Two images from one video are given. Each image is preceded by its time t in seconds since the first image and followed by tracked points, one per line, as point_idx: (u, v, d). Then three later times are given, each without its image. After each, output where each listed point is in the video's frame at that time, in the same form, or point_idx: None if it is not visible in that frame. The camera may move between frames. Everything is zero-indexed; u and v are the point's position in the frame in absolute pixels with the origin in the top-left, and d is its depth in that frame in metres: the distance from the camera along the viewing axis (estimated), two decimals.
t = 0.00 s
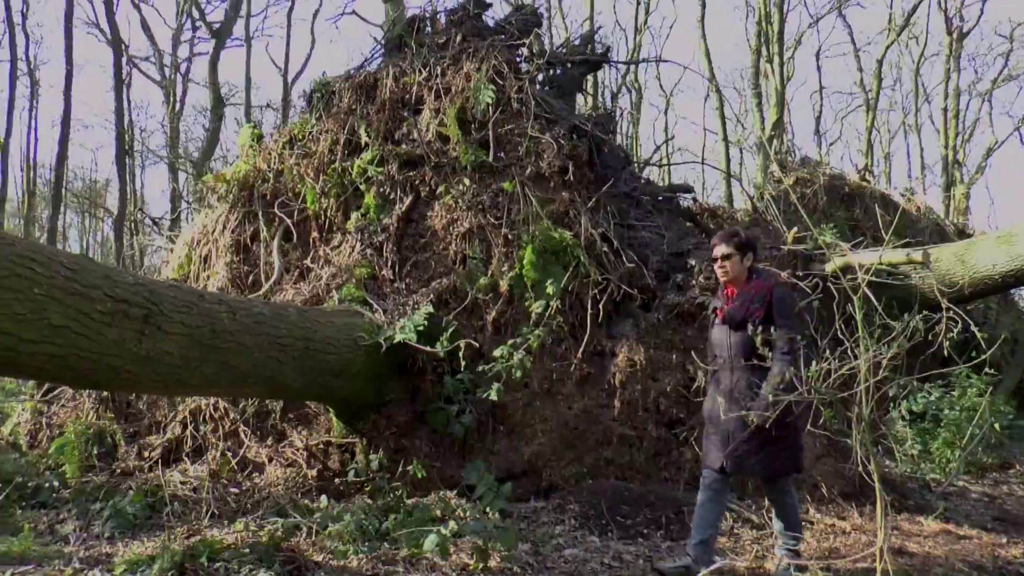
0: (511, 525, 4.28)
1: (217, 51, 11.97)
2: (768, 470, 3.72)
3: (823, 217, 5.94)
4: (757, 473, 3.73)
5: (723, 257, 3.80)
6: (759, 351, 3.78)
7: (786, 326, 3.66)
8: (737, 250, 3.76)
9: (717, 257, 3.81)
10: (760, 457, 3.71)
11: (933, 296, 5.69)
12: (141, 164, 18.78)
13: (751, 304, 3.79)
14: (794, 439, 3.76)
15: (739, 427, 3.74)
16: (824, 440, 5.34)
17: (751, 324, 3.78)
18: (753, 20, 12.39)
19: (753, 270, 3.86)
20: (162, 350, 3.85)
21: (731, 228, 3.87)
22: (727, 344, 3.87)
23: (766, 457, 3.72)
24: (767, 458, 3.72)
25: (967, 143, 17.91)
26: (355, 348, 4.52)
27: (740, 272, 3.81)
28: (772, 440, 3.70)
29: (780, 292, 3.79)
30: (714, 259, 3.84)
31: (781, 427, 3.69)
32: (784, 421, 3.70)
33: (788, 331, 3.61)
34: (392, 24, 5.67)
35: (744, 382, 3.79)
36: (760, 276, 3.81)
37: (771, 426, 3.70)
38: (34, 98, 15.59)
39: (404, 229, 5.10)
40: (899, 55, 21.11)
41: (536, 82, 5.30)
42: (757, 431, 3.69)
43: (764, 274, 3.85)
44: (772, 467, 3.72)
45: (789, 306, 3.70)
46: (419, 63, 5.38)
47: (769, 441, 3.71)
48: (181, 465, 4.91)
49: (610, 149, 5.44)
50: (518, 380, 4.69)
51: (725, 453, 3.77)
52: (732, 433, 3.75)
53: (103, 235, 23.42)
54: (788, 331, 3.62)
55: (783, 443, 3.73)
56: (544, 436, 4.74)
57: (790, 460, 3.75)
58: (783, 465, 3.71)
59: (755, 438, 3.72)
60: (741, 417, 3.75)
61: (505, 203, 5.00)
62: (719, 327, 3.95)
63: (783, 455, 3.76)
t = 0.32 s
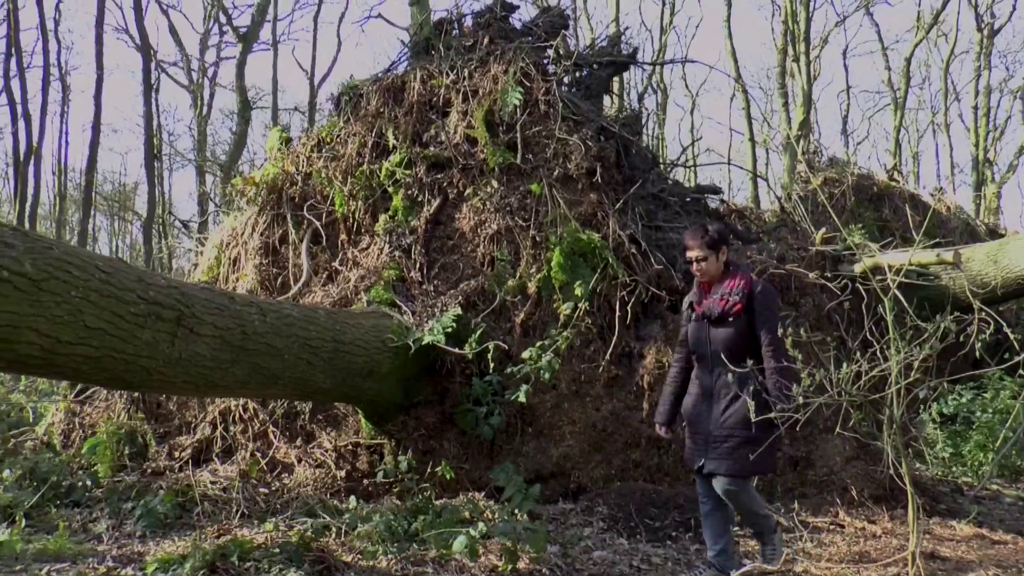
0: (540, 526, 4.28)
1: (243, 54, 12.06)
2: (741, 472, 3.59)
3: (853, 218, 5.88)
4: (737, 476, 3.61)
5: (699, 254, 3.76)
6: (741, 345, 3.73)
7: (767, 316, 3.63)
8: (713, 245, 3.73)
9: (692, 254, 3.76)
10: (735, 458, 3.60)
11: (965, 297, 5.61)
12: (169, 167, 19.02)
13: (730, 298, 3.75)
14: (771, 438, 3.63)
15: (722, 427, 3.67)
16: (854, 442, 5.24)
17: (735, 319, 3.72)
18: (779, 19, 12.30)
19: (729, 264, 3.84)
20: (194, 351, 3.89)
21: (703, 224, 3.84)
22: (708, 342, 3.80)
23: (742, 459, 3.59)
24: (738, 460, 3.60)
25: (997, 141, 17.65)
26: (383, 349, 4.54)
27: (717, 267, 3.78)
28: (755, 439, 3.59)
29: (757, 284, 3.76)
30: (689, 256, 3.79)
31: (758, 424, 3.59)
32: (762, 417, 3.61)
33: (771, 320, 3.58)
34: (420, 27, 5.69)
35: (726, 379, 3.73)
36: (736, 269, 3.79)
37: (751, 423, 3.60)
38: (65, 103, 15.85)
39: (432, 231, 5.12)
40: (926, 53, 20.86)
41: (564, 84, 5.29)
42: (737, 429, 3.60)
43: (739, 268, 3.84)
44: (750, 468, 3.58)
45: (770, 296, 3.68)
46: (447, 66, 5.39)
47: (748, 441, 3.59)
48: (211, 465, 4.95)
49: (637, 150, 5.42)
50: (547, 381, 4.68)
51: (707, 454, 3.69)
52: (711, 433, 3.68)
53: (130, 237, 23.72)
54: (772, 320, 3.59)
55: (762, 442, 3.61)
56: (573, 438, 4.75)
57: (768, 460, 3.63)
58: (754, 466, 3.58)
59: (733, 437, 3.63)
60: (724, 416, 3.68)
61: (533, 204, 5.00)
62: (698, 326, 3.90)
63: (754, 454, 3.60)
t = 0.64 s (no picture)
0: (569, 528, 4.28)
1: (270, 59, 12.17)
2: (728, 483, 3.59)
3: (884, 219, 5.83)
4: (725, 487, 3.61)
5: (692, 254, 3.64)
6: (734, 351, 3.66)
7: (763, 322, 3.59)
8: (708, 246, 3.63)
9: (685, 254, 3.65)
10: (725, 469, 3.59)
11: (998, 299, 5.52)
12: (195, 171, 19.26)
13: (724, 302, 3.67)
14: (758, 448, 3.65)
15: (713, 436, 3.64)
16: (885, 446, 5.15)
17: (728, 325, 3.65)
18: (806, 19, 12.21)
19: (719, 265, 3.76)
20: (227, 353, 3.94)
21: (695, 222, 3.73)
22: (701, 348, 3.71)
23: (730, 470, 3.59)
24: (725, 469, 3.59)
25: None
26: (413, 351, 4.56)
27: (710, 268, 3.69)
28: (746, 449, 3.60)
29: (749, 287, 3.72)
30: (681, 256, 3.67)
31: (748, 433, 3.60)
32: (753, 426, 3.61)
33: (768, 327, 3.55)
34: (448, 29, 5.71)
35: (718, 387, 3.69)
36: (728, 272, 3.72)
37: (741, 433, 3.60)
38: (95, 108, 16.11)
39: (461, 233, 5.14)
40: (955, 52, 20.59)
41: (592, 85, 5.28)
42: (727, 439, 3.60)
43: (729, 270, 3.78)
44: (737, 478, 3.60)
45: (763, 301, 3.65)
46: (475, 69, 5.41)
47: (738, 451, 3.60)
48: (242, 466, 4.99)
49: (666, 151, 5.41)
50: (576, 383, 4.68)
51: (696, 464, 3.69)
52: (703, 444, 3.67)
53: (157, 240, 24.04)
54: (769, 327, 3.56)
55: (751, 451, 3.62)
56: (602, 440, 4.75)
57: (754, 470, 3.65)
58: (737, 477, 3.58)
59: (723, 446, 3.63)
60: (715, 425, 3.66)
61: (562, 206, 4.99)
62: (686, 331, 3.79)
63: (741, 466, 3.60)
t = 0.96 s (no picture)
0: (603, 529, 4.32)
1: (299, 62, 12.27)
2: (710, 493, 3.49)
3: (919, 218, 5.75)
4: (707, 494, 3.52)
5: (681, 245, 3.68)
6: (714, 350, 3.59)
7: (742, 320, 3.48)
8: (692, 236, 3.65)
9: (671, 244, 3.70)
10: (706, 475, 3.51)
11: None
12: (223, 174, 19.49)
13: (706, 297, 3.63)
14: (745, 455, 3.52)
15: (693, 440, 3.56)
16: (922, 447, 5.07)
17: (706, 322, 3.59)
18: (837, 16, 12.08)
19: (711, 260, 3.74)
20: (263, 354, 3.97)
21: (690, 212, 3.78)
22: (681, 344, 3.68)
23: (712, 478, 3.50)
24: (705, 480, 3.51)
25: None
26: (446, 352, 4.58)
27: (696, 262, 3.69)
28: (727, 454, 3.49)
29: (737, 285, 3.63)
30: (669, 246, 3.73)
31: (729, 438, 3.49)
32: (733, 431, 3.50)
33: (746, 324, 3.44)
34: (479, 30, 5.73)
35: (698, 387, 3.62)
36: (717, 267, 3.68)
37: (721, 437, 3.50)
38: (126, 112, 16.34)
39: (493, 234, 5.15)
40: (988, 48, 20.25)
41: (623, 85, 5.26)
42: (706, 443, 3.51)
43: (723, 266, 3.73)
44: (719, 486, 3.49)
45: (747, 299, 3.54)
46: (507, 70, 5.42)
47: (719, 456, 3.50)
48: (275, 465, 5.01)
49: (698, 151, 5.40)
50: (609, 384, 4.66)
51: (675, 468, 3.62)
52: (681, 448, 3.60)
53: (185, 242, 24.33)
54: (746, 324, 3.45)
55: (733, 457, 3.51)
56: (635, 441, 4.74)
57: (740, 478, 3.53)
58: (720, 488, 3.48)
59: (703, 450, 3.55)
60: (695, 426, 3.57)
61: (594, 207, 4.98)
62: (673, 327, 3.78)
63: (726, 476, 3.50)
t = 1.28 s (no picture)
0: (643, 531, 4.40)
1: (334, 64, 12.37)
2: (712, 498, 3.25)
3: (962, 216, 5.65)
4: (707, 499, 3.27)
5: (674, 235, 3.43)
6: (711, 349, 3.33)
7: (740, 316, 3.24)
8: (687, 227, 3.40)
9: (665, 236, 3.44)
10: (705, 480, 3.27)
11: None
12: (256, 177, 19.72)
13: (700, 293, 3.38)
14: (749, 458, 3.27)
15: (693, 442, 3.29)
16: (966, 449, 4.97)
17: (700, 319, 3.35)
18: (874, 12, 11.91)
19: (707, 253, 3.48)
20: (303, 354, 4.00)
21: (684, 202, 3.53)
22: (675, 342, 3.42)
23: (711, 483, 3.26)
24: (706, 486, 3.26)
25: None
26: (484, 352, 4.59)
27: (690, 255, 3.44)
28: (727, 457, 3.24)
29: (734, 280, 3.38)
30: (663, 238, 3.48)
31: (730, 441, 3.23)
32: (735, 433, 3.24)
33: (744, 321, 3.20)
34: (515, 31, 5.74)
35: (697, 388, 3.35)
36: (713, 260, 3.42)
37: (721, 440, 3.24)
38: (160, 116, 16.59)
39: (531, 234, 5.16)
40: None
41: (660, 84, 5.24)
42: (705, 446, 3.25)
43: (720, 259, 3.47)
44: (720, 491, 3.25)
45: (743, 294, 3.30)
46: (543, 70, 5.43)
47: (720, 459, 3.25)
48: (314, 464, 5.05)
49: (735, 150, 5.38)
50: (648, 385, 4.64)
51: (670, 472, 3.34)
52: (679, 451, 3.32)
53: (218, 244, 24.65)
54: (744, 322, 3.20)
55: (735, 460, 3.26)
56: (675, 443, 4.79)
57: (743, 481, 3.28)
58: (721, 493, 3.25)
59: (702, 453, 3.28)
60: (694, 429, 3.31)
61: (632, 206, 4.97)
62: (667, 325, 3.52)
63: (728, 482, 3.26)
